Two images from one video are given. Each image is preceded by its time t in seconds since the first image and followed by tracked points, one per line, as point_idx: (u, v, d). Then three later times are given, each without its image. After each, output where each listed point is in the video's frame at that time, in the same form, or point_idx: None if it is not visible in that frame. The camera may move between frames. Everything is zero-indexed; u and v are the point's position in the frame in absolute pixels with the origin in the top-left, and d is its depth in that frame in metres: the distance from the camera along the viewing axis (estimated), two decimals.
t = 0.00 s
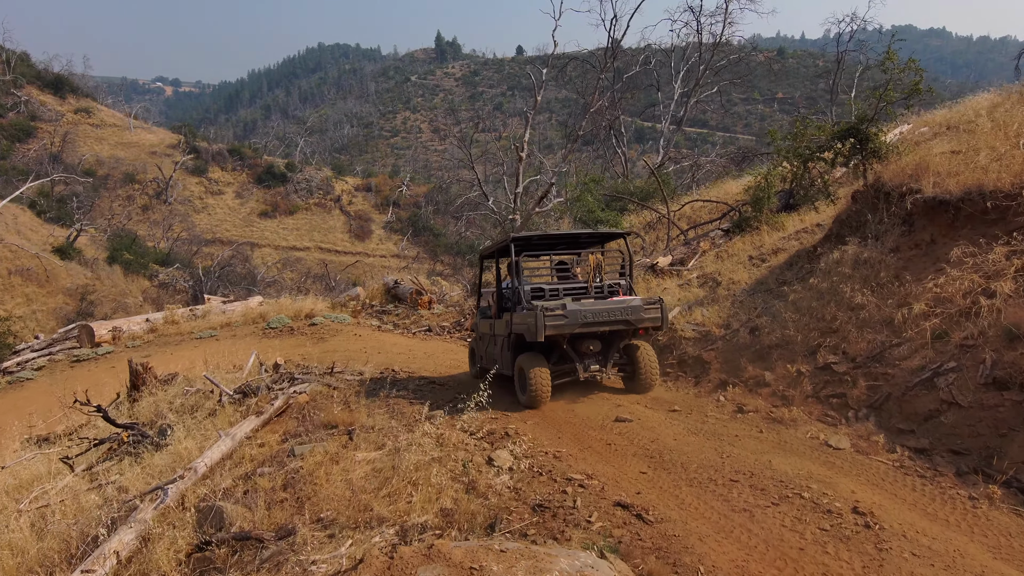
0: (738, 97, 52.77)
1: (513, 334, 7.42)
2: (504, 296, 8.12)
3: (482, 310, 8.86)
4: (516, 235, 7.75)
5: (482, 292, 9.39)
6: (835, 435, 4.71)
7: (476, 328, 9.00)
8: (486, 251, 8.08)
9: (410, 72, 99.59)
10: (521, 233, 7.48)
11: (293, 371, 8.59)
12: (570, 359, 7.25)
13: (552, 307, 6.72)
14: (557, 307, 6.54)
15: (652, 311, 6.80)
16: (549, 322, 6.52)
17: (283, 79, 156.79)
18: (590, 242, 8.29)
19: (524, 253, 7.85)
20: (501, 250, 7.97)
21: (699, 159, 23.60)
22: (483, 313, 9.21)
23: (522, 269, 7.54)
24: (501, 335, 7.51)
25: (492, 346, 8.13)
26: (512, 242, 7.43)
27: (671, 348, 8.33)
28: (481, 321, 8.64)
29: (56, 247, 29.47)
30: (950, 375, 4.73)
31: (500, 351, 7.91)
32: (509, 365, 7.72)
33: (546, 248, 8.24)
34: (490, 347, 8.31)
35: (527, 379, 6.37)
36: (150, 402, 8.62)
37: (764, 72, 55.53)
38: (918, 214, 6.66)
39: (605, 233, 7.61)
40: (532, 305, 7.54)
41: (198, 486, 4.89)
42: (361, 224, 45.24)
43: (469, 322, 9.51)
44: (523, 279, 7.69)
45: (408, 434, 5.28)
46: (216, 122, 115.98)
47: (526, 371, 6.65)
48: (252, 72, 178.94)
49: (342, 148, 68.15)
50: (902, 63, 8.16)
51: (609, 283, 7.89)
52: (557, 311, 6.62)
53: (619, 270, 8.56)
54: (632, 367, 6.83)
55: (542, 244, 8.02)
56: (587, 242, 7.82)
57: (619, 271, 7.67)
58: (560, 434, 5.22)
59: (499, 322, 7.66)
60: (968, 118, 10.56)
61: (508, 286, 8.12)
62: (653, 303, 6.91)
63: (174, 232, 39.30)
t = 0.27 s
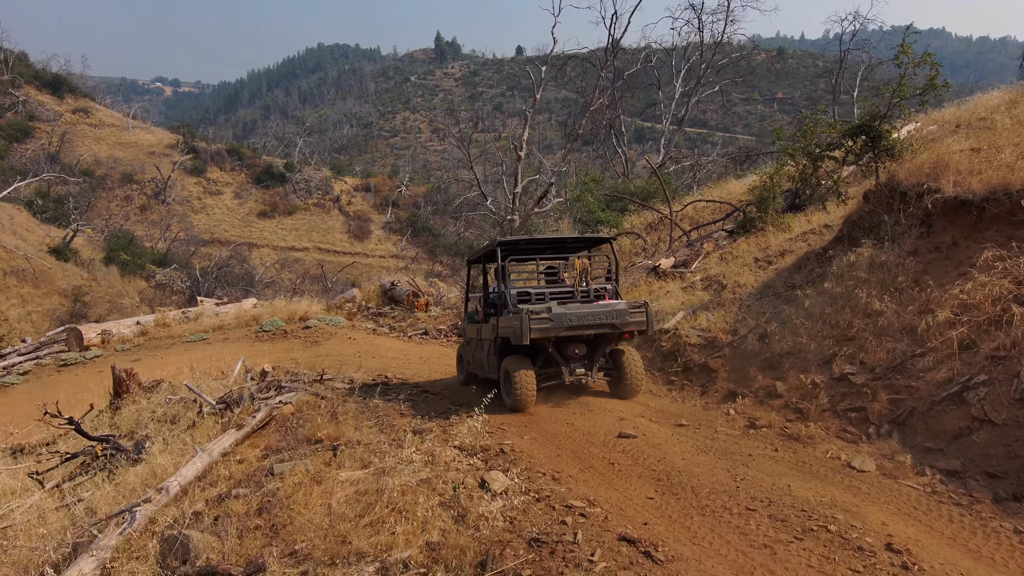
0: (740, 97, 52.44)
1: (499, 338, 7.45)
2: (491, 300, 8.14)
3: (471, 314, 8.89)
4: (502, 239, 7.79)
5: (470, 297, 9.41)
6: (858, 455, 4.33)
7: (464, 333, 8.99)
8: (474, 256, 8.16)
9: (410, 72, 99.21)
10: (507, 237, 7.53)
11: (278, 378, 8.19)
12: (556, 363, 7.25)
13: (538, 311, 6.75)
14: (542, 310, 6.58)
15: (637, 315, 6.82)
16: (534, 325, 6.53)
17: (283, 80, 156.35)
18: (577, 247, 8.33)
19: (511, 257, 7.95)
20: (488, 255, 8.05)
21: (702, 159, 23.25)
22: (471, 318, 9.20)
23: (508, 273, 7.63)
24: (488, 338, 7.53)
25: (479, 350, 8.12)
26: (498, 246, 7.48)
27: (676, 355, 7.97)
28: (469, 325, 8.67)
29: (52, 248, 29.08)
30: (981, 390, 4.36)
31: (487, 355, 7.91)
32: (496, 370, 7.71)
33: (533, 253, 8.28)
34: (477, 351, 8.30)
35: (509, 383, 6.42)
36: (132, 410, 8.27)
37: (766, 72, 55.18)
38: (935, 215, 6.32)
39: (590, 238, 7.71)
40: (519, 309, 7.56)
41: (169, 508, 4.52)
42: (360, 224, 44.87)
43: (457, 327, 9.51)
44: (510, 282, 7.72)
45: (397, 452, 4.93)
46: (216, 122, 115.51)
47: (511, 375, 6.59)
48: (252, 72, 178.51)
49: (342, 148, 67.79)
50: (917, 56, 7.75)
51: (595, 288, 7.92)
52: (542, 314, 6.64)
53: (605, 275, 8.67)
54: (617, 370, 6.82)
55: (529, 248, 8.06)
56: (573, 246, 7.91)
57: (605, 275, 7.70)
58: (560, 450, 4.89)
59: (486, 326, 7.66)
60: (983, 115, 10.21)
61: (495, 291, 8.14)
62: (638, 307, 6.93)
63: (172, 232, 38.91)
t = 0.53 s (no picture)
0: (741, 96, 52.11)
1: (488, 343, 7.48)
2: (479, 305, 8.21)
3: (461, 319, 8.92)
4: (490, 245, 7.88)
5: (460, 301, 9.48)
6: (890, 477, 3.95)
7: (453, 337, 9.04)
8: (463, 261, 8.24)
9: (410, 72, 98.84)
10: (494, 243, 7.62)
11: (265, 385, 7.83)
12: (542, 368, 7.29)
13: (525, 317, 6.79)
14: (529, 316, 6.62)
15: (624, 320, 6.85)
16: (520, 331, 6.59)
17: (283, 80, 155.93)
18: (564, 252, 8.41)
19: (499, 263, 8.05)
20: (478, 261, 8.12)
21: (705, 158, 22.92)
22: (461, 323, 9.26)
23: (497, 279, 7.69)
24: (476, 343, 7.56)
25: (468, 355, 8.18)
26: (486, 252, 7.57)
27: (682, 362, 7.62)
28: (459, 330, 8.71)
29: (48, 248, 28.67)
30: (1022, 406, 4.00)
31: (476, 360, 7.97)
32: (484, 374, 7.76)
33: (521, 258, 8.37)
34: (466, 356, 8.35)
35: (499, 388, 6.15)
36: (115, 418, 7.92)
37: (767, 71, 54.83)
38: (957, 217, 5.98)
39: (578, 243, 7.78)
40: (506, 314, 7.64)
41: (137, 532, 4.13)
42: (359, 224, 44.53)
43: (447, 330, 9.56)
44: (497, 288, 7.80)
45: (386, 472, 4.57)
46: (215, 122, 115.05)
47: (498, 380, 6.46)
48: (252, 72, 178.08)
49: (341, 148, 67.43)
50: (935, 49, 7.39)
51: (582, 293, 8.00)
52: (528, 319, 6.71)
53: (593, 281, 8.75)
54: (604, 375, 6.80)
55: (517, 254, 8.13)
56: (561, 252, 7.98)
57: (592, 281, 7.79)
58: (563, 468, 4.54)
59: (475, 331, 7.72)
60: (1000, 112, 9.85)
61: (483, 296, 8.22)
62: (624, 312, 6.98)
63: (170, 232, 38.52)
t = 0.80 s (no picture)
0: (743, 96, 51.73)
1: (476, 347, 7.46)
2: (469, 308, 8.15)
3: (449, 322, 8.87)
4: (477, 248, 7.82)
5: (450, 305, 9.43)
6: (935, 503, 3.58)
7: (443, 340, 8.96)
8: (451, 265, 8.20)
9: (410, 72, 98.50)
10: (481, 246, 7.57)
11: (254, 393, 7.48)
12: (531, 370, 7.23)
13: (512, 320, 6.80)
14: (516, 319, 6.62)
15: (612, 321, 6.86)
16: (508, 332, 6.54)
17: (283, 80, 155.60)
18: (552, 254, 8.38)
19: (487, 266, 8.00)
20: (465, 263, 8.09)
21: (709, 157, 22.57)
22: (450, 326, 9.17)
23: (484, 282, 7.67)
24: (465, 347, 7.53)
25: (457, 358, 8.10)
26: (474, 255, 7.54)
27: (692, 369, 7.25)
28: (449, 333, 8.65)
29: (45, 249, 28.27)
30: None
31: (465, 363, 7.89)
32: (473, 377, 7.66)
33: (510, 261, 8.34)
34: (456, 359, 8.28)
35: (488, 392, 6.09)
36: (98, 427, 7.55)
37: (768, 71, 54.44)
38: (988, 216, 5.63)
39: (566, 245, 7.76)
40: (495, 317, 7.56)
41: (105, 560, 3.78)
42: (359, 224, 44.17)
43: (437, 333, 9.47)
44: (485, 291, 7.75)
45: (379, 495, 4.23)
46: (215, 122, 114.59)
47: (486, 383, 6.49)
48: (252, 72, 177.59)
49: (341, 148, 67.05)
50: (958, 40, 7.04)
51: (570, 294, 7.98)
52: (516, 322, 6.67)
53: (581, 282, 8.73)
54: (592, 377, 6.80)
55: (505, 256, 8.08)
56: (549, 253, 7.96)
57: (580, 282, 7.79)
58: (570, 489, 4.16)
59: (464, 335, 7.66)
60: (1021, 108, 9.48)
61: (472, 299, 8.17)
62: (612, 313, 6.97)
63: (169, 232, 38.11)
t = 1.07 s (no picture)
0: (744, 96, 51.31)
1: (466, 349, 7.57)
2: (460, 310, 8.19)
3: (440, 325, 8.87)
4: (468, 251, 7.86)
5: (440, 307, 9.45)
6: (993, 535, 3.22)
7: (434, 343, 8.99)
8: (441, 267, 8.22)
9: (409, 72, 98.05)
10: (471, 249, 7.63)
11: (242, 401, 7.13)
12: (522, 371, 7.33)
13: (502, 321, 6.89)
14: (506, 320, 6.72)
15: (601, 322, 6.97)
16: (498, 334, 6.65)
17: (283, 80, 155.06)
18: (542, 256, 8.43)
19: (478, 269, 8.05)
20: (455, 265, 8.09)
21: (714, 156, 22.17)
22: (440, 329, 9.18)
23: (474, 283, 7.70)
24: (456, 349, 7.62)
25: (449, 360, 8.15)
26: (464, 258, 7.61)
27: (703, 376, 6.90)
28: (439, 336, 8.62)
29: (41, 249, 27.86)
30: None
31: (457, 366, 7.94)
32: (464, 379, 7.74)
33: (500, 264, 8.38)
34: (447, 362, 8.32)
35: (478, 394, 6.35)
36: (80, 436, 7.17)
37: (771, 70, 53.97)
38: None
39: (556, 246, 7.78)
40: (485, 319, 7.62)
41: None
42: (358, 224, 43.78)
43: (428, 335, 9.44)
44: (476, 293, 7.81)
45: (371, 521, 3.86)
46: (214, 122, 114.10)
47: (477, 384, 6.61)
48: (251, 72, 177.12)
49: (340, 148, 66.63)
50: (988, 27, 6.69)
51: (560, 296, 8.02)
52: (506, 323, 6.77)
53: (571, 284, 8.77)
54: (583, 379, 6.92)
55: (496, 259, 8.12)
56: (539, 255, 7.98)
57: (569, 284, 7.87)
58: (579, 513, 3.81)
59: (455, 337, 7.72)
60: None
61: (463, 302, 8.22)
62: (601, 314, 7.07)
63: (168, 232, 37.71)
